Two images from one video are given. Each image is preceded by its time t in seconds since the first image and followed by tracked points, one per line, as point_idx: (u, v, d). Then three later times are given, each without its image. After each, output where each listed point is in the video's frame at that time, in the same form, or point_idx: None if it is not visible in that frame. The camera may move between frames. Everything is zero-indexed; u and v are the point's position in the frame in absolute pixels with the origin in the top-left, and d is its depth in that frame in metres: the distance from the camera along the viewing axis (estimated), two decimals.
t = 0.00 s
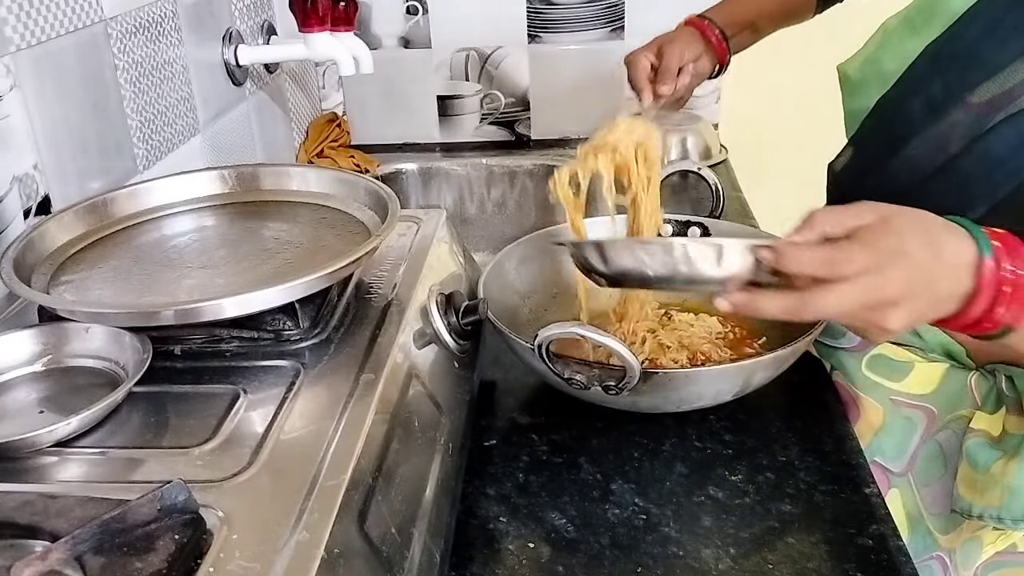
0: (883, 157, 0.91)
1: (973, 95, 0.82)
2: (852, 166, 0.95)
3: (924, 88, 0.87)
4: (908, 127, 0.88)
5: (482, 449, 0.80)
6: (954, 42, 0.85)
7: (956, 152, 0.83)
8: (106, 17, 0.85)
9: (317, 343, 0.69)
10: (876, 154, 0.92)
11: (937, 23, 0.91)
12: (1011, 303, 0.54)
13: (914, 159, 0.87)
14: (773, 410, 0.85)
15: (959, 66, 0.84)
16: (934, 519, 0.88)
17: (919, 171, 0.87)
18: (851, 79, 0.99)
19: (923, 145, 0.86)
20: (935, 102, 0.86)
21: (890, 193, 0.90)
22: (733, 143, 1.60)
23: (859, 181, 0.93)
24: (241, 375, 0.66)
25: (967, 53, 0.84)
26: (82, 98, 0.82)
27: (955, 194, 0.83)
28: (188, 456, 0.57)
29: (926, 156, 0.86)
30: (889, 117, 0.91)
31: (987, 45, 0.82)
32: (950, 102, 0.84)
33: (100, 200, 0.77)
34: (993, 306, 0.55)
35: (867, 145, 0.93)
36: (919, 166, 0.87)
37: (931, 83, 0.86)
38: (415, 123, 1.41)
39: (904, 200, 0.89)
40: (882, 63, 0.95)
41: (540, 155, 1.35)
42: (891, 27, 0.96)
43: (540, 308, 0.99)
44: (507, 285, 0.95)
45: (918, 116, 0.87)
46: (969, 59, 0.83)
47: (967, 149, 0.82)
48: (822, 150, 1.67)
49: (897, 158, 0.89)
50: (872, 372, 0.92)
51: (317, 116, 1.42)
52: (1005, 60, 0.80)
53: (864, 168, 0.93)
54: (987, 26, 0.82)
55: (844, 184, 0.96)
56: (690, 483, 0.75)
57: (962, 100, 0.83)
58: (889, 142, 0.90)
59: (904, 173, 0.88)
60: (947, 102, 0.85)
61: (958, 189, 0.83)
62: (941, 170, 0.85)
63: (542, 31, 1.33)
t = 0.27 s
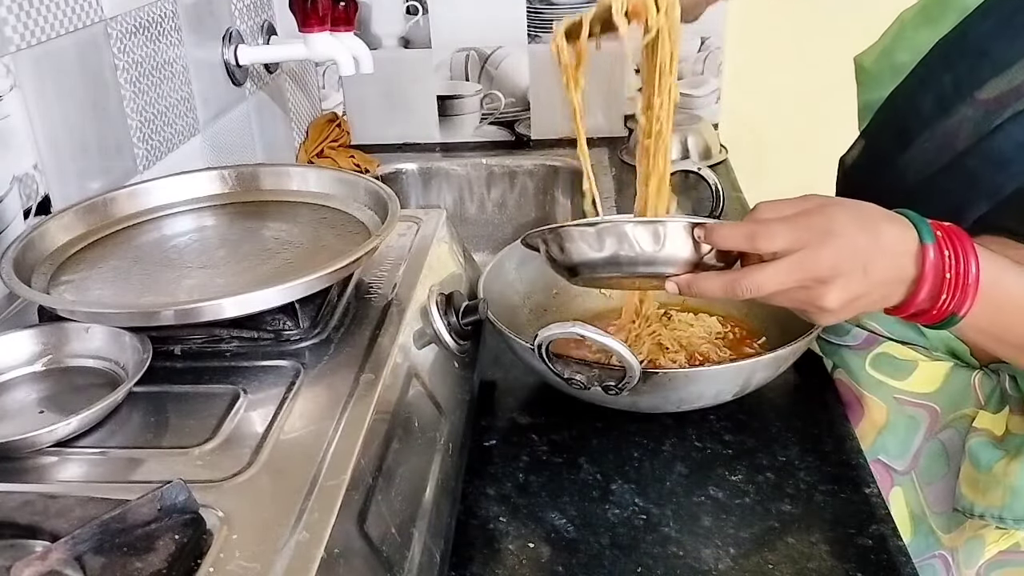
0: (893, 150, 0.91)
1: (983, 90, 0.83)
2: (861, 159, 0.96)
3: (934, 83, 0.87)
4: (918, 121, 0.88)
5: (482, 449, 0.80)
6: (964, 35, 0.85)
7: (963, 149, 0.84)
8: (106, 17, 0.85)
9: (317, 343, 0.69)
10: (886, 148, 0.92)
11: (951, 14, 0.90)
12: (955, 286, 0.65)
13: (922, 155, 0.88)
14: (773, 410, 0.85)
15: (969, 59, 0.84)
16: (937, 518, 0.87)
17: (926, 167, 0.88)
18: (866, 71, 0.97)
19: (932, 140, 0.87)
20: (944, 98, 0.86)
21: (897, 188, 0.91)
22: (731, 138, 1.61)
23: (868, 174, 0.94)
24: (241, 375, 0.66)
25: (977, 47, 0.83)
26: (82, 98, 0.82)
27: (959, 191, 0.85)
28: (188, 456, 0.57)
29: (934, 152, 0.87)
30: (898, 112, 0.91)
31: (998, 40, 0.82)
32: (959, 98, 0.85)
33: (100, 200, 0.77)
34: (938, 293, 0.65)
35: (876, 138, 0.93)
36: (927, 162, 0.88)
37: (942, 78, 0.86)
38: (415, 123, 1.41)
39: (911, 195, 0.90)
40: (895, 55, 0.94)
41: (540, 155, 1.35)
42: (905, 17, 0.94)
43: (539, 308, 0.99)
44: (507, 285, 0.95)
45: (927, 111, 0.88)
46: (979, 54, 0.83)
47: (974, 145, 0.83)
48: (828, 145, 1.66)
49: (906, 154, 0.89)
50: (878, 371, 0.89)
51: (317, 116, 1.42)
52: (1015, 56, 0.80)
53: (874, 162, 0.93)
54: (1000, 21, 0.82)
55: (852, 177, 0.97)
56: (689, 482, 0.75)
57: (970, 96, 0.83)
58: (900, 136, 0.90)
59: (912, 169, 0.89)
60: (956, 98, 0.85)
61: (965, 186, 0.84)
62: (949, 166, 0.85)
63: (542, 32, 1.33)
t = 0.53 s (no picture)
0: (906, 150, 0.91)
1: (998, 89, 0.83)
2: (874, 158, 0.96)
3: (950, 81, 0.87)
4: (933, 120, 0.88)
5: (482, 449, 0.80)
6: (980, 34, 0.85)
7: (977, 147, 0.84)
8: (106, 17, 0.85)
9: (317, 343, 0.69)
10: (898, 147, 0.92)
11: (965, 14, 0.93)
12: (937, 298, 0.65)
13: (936, 154, 0.88)
14: (773, 410, 0.85)
15: (984, 60, 0.84)
16: (944, 516, 0.89)
17: (940, 166, 0.88)
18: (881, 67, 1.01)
19: (946, 139, 0.87)
20: (959, 97, 0.86)
21: (908, 186, 0.91)
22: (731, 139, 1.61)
23: (880, 173, 0.94)
24: (241, 375, 0.66)
25: (991, 47, 0.84)
26: (82, 98, 0.82)
27: (972, 191, 0.84)
28: (188, 456, 0.57)
29: (948, 150, 0.87)
30: (913, 112, 0.91)
31: (1013, 40, 0.82)
32: (972, 98, 0.85)
33: (100, 200, 0.77)
34: (920, 302, 0.65)
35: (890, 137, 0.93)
36: (940, 162, 0.88)
37: (956, 77, 0.87)
38: (415, 123, 1.41)
39: (924, 194, 0.90)
40: (909, 53, 0.97)
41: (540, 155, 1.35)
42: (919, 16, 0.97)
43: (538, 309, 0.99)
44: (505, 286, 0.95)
45: (942, 110, 0.88)
46: (993, 54, 0.84)
47: (989, 145, 0.83)
48: (828, 146, 1.66)
49: (919, 152, 0.90)
50: (885, 370, 0.92)
51: (317, 116, 1.42)
52: None
53: (886, 161, 0.94)
54: (1017, 20, 0.82)
55: (864, 177, 0.97)
56: (690, 482, 0.75)
57: (985, 95, 0.83)
58: (914, 135, 0.90)
59: (926, 167, 0.89)
60: (970, 96, 0.85)
61: (978, 185, 0.84)
62: (962, 165, 0.85)
63: (542, 32, 1.33)
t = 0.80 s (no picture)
0: (910, 152, 0.91)
1: (1004, 93, 0.83)
2: (878, 160, 0.96)
3: (953, 83, 0.87)
4: (936, 123, 0.88)
5: (482, 449, 0.80)
6: (986, 36, 0.85)
7: (984, 151, 0.84)
8: (106, 18, 0.85)
9: (317, 343, 0.69)
10: (902, 150, 0.92)
11: (971, 15, 0.93)
12: (889, 295, 0.72)
13: (942, 158, 0.88)
14: (774, 410, 0.85)
15: (989, 63, 0.84)
16: (947, 517, 0.89)
17: (945, 170, 0.88)
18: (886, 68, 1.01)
19: (952, 143, 0.87)
20: (963, 99, 0.86)
21: (912, 189, 0.91)
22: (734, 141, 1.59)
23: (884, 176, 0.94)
24: (242, 375, 0.66)
25: (997, 49, 0.84)
26: (82, 98, 0.82)
27: (978, 196, 0.85)
28: (188, 456, 0.57)
29: (953, 154, 0.87)
30: (917, 114, 0.91)
31: (1017, 44, 0.82)
32: (977, 100, 0.85)
33: (100, 200, 0.77)
34: (870, 291, 0.72)
35: (893, 140, 0.93)
36: (945, 164, 0.88)
37: (961, 79, 0.86)
38: (416, 123, 1.41)
39: (929, 198, 0.89)
40: (915, 55, 0.97)
41: (540, 155, 1.35)
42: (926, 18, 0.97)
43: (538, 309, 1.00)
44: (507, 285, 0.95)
45: (947, 114, 0.87)
46: (998, 57, 0.84)
47: (994, 150, 0.83)
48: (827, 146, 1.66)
49: (924, 155, 0.89)
50: (889, 369, 0.92)
51: (317, 116, 1.42)
52: None
53: (890, 163, 0.93)
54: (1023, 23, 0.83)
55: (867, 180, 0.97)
56: (689, 482, 0.75)
57: (991, 98, 0.83)
58: (917, 138, 0.90)
59: (930, 171, 0.89)
60: (975, 99, 0.85)
61: (983, 190, 0.84)
62: (968, 168, 0.85)
63: (542, 31, 1.33)
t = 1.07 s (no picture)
0: (916, 154, 0.91)
1: (1007, 93, 0.83)
2: (883, 162, 0.96)
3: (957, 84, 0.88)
4: (942, 125, 0.89)
5: (482, 449, 0.80)
6: (989, 37, 0.87)
7: (990, 151, 0.84)
8: (106, 17, 0.85)
9: (317, 343, 0.69)
10: (907, 152, 0.93)
11: (973, 17, 0.94)
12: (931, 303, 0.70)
13: (947, 158, 0.88)
14: (774, 410, 0.85)
15: (994, 62, 0.85)
16: (949, 513, 0.90)
17: (950, 171, 0.87)
18: (887, 73, 1.01)
19: (957, 143, 0.87)
20: (968, 99, 0.87)
21: (920, 191, 0.91)
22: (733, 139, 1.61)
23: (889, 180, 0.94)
24: (242, 375, 0.66)
25: (1001, 48, 0.85)
26: (82, 98, 0.82)
27: (983, 195, 0.83)
28: (188, 455, 0.57)
29: (958, 154, 0.87)
30: (923, 115, 0.91)
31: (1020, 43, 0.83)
32: (983, 99, 0.85)
33: (100, 200, 0.77)
34: (910, 298, 0.70)
35: (897, 142, 0.94)
36: (951, 165, 0.88)
37: (965, 79, 0.87)
38: (416, 123, 1.41)
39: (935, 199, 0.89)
40: (917, 58, 0.97)
41: (540, 155, 1.35)
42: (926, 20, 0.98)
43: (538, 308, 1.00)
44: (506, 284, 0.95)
45: (952, 114, 0.88)
46: (1003, 56, 0.85)
47: (1001, 149, 0.83)
48: (828, 146, 1.66)
49: (929, 157, 0.90)
50: (893, 365, 0.93)
51: (317, 116, 1.42)
52: None
53: (896, 165, 0.94)
54: None
55: (872, 183, 0.97)
56: (689, 482, 0.75)
57: (996, 98, 0.84)
58: (923, 140, 0.91)
59: (936, 172, 0.89)
60: (981, 98, 0.85)
61: (987, 190, 0.83)
62: (974, 168, 0.85)
63: (542, 32, 1.33)
